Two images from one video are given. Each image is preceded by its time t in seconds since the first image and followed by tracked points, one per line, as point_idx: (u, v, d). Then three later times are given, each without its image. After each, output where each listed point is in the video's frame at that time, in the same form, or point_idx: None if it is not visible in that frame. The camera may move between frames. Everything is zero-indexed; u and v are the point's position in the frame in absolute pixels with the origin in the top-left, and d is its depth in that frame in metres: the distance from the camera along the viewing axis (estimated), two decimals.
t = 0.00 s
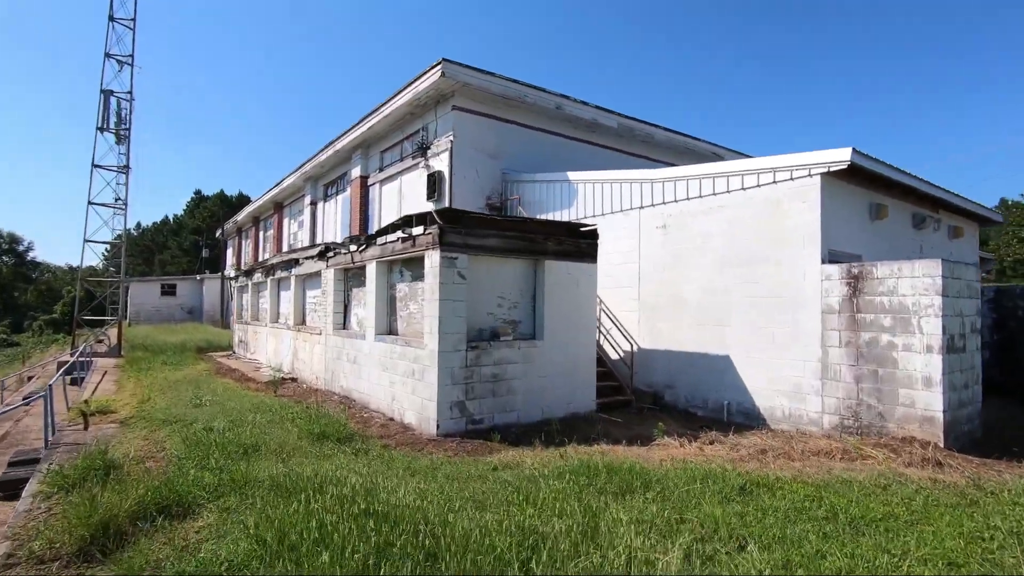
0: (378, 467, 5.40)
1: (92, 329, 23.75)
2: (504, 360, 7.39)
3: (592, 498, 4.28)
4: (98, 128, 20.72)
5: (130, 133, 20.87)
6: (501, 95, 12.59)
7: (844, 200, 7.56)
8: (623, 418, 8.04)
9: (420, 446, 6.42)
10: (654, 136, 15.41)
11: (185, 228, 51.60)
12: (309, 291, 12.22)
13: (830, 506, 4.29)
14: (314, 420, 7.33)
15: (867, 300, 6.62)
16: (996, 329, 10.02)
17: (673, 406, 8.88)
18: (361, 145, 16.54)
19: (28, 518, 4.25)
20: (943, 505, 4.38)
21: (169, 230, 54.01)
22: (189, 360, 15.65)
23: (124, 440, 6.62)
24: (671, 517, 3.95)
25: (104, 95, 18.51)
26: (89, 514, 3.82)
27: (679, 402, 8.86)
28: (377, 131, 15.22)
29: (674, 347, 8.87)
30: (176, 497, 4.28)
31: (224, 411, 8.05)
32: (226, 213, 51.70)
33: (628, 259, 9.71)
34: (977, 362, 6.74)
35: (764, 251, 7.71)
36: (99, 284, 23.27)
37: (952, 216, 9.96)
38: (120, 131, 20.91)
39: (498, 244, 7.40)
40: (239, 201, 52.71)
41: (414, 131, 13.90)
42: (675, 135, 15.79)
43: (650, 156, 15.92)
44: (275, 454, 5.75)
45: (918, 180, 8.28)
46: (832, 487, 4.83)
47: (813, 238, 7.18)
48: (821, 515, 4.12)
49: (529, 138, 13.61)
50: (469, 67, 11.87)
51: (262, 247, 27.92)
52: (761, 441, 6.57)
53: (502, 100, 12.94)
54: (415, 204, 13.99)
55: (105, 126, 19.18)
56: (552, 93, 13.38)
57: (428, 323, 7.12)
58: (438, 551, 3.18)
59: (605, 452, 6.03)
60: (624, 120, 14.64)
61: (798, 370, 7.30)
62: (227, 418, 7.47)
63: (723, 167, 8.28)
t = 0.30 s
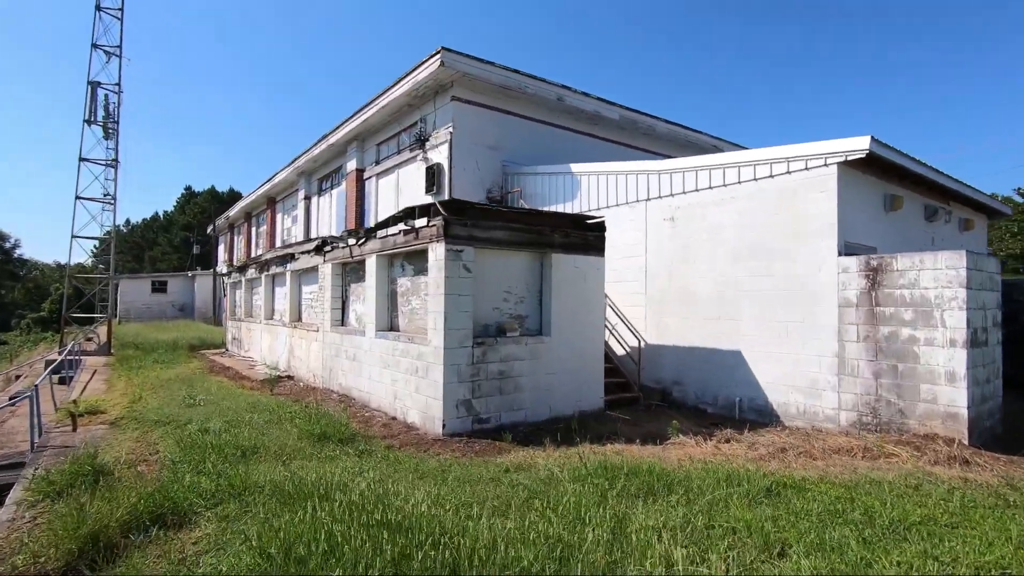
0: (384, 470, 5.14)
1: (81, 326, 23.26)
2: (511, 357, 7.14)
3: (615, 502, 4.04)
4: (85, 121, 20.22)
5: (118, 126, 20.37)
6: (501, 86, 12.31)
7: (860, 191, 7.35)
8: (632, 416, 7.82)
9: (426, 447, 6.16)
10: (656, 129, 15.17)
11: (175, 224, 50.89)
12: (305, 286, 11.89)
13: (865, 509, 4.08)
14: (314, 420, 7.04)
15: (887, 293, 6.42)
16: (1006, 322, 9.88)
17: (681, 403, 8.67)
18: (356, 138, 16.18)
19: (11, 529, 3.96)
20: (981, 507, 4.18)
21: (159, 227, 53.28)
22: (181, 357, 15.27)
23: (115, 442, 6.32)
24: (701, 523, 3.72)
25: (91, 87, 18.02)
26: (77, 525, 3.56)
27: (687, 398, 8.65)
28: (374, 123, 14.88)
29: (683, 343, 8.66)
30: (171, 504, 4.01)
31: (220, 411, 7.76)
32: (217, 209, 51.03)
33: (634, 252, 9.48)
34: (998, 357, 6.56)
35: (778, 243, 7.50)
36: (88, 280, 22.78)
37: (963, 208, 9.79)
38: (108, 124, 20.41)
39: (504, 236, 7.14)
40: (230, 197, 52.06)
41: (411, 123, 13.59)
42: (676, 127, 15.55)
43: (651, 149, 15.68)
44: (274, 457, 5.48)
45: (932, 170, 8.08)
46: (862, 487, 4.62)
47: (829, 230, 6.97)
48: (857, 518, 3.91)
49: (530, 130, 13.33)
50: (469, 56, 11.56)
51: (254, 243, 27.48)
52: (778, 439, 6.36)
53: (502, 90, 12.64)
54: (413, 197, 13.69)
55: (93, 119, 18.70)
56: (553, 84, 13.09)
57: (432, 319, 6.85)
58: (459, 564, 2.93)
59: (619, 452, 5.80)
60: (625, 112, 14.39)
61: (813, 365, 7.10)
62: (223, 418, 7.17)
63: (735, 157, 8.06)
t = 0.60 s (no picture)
0: (402, 485, 4.89)
1: (85, 331, 23.08)
2: (529, 364, 6.88)
3: (653, 524, 3.77)
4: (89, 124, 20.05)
5: (122, 129, 20.22)
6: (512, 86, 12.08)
7: (890, 191, 7.08)
8: (653, 426, 7.55)
9: (442, 460, 5.90)
10: (667, 129, 14.92)
11: (179, 227, 50.82)
12: (312, 290, 11.65)
13: (920, 531, 3.80)
14: (325, 430, 6.79)
15: (923, 298, 6.15)
16: None
17: (702, 411, 8.40)
18: (363, 140, 15.97)
19: (7, 552, 3.71)
20: None
21: (163, 230, 53.21)
22: (186, 363, 15.04)
23: (119, 454, 6.07)
24: (748, 548, 3.44)
25: (95, 89, 17.85)
26: (78, 550, 3.31)
27: (708, 406, 8.37)
28: (381, 124, 14.68)
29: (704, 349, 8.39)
30: (179, 526, 3.77)
31: (227, 420, 7.51)
32: (221, 212, 50.94)
33: (651, 256, 9.23)
34: None
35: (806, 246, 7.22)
36: (91, 284, 22.61)
37: (990, 210, 9.50)
38: (112, 127, 20.26)
39: (521, 239, 6.88)
40: (234, 200, 51.97)
41: (420, 124, 13.37)
42: (687, 128, 15.30)
43: (662, 150, 15.43)
44: (286, 472, 5.23)
45: (963, 170, 7.80)
46: (911, 506, 4.34)
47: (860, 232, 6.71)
48: (914, 542, 3.63)
49: (540, 131, 13.10)
50: (480, 55, 11.33)
51: (259, 247, 27.30)
52: (810, 451, 6.08)
53: (513, 91, 12.42)
54: (422, 200, 13.45)
55: (97, 121, 18.53)
56: (564, 84, 12.86)
57: (447, 325, 6.60)
58: None
59: (646, 465, 5.53)
60: (636, 113, 14.15)
61: (844, 373, 6.82)
62: (230, 428, 6.93)
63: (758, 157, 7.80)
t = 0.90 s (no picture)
0: (428, 492, 4.65)
1: (96, 330, 23.06)
2: (554, 365, 6.63)
3: (702, 539, 3.51)
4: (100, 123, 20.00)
5: (133, 128, 20.15)
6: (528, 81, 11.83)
7: (931, 185, 6.76)
8: (681, 429, 7.28)
9: (466, 465, 5.66)
10: (684, 125, 14.62)
11: (189, 227, 50.95)
12: (325, 289, 11.46)
13: (993, 548, 3.51)
14: (343, 432, 6.57)
15: (971, 297, 5.84)
16: None
17: (729, 414, 8.12)
18: (375, 137, 15.77)
19: (17, 563, 3.51)
20: None
21: (173, 230, 53.40)
22: (197, 362, 14.91)
23: (133, 458, 5.88)
24: (809, 566, 3.18)
25: (107, 86, 17.78)
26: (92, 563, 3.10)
27: (736, 409, 8.09)
28: (394, 121, 14.48)
29: (732, 350, 8.11)
30: (197, 536, 3.56)
31: (242, 421, 7.31)
32: (231, 212, 51.03)
33: (676, 253, 8.96)
34: None
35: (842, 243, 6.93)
36: (102, 283, 22.56)
37: None
38: (123, 125, 20.19)
39: (546, 235, 6.63)
40: (243, 200, 52.08)
41: (434, 120, 13.15)
42: (705, 124, 14.98)
43: (679, 146, 15.12)
44: (305, 477, 5.01)
45: (1005, 164, 7.47)
46: (974, 518, 4.05)
47: (901, 228, 6.41)
48: (989, 561, 3.34)
49: (557, 127, 12.84)
50: (496, 48, 11.09)
51: (269, 246, 27.22)
52: (852, 457, 5.79)
53: (529, 86, 12.17)
54: (436, 197, 13.24)
55: (108, 119, 18.45)
56: (581, 79, 12.60)
57: (469, 324, 6.36)
58: None
59: (681, 472, 5.27)
60: (654, 108, 13.86)
61: (884, 375, 6.52)
62: (245, 430, 6.73)
63: (789, 150, 7.50)
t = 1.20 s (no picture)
0: (459, 503, 4.44)
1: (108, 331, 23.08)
2: (580, 368, 6.40)
3: (760, 557, 3.27)
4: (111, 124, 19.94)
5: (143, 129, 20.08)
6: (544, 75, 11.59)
7: (975, 178, 6.46)
8: (711, 433, 7.02)
9: (493, 472, 5.44)
10: (701, 120, 14.33)
11: (198, 228, 51.06)
12: (339, 289, 11.29)
13: None
14: (363, 437, 6.37)
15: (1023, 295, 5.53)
16: None
17: (759, 417, 7.85)
18: (387, 135, 15.57)
19: None
20: None
21: (182, 231, 53.59)
22: (210, 364, 14.79)
23: (149, 466, 5.69)
24: None
25: (118, 87, 17.68)
26: None
27: (766, 412, 7.83)
28: (406, 119, 14.29)
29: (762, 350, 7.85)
30: (220, 553, 3.36)
31: (258, 425, 7.12)
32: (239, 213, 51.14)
33: (701, 251, 8.70)
34: None
35: (880, 239, 6.64)
36: (113, 284, 22.51)
37: None
38: (133, 126, 20.13)
39: (572, 233, 6.40)
40: (252, 201, 52.18)
41: (447, 117, 12.94)
42: (722, 119, 14.68)
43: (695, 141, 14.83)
44: (329, 487, 4.80)
45: None
46: None
47: (944, 223, 6.10)
48: None
49: (573, 123, 12.60)
50: (512, 43, 10.85)
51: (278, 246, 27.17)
52: (897, 463, 5.52)
53: (545, 81, 11.93)
54: (450, 195, 13.03)
55: (118, 120, 18.38)
56: (598, 74, 12.34)
57: (494, 325, 6.13)
58: None
59: (721, 479, 5.02)
60: (671, 103, 13.59)
61: (927, 377, 6.23)
62: (263, 435, 6.55)
63: (822, 143, 7.22)
